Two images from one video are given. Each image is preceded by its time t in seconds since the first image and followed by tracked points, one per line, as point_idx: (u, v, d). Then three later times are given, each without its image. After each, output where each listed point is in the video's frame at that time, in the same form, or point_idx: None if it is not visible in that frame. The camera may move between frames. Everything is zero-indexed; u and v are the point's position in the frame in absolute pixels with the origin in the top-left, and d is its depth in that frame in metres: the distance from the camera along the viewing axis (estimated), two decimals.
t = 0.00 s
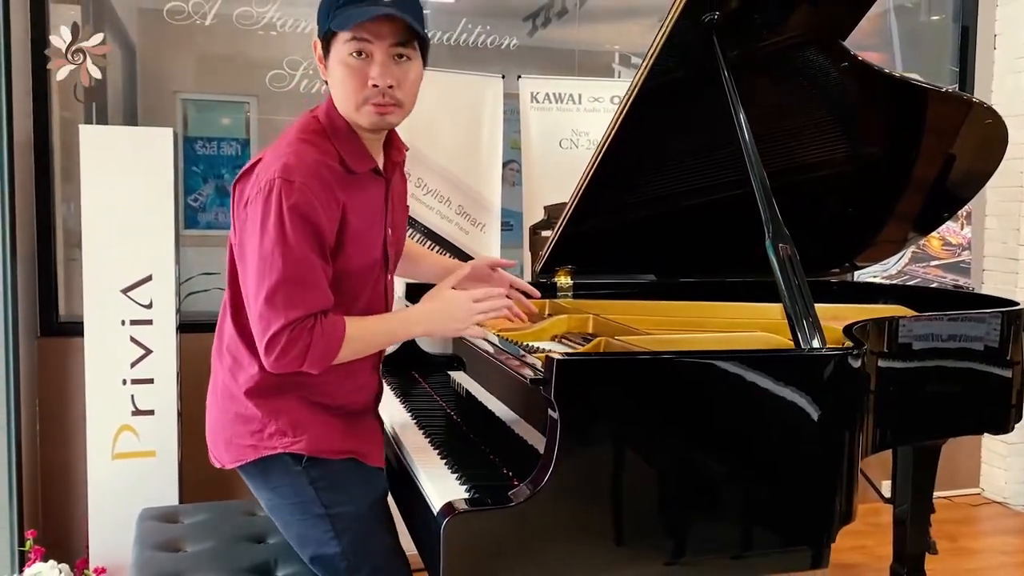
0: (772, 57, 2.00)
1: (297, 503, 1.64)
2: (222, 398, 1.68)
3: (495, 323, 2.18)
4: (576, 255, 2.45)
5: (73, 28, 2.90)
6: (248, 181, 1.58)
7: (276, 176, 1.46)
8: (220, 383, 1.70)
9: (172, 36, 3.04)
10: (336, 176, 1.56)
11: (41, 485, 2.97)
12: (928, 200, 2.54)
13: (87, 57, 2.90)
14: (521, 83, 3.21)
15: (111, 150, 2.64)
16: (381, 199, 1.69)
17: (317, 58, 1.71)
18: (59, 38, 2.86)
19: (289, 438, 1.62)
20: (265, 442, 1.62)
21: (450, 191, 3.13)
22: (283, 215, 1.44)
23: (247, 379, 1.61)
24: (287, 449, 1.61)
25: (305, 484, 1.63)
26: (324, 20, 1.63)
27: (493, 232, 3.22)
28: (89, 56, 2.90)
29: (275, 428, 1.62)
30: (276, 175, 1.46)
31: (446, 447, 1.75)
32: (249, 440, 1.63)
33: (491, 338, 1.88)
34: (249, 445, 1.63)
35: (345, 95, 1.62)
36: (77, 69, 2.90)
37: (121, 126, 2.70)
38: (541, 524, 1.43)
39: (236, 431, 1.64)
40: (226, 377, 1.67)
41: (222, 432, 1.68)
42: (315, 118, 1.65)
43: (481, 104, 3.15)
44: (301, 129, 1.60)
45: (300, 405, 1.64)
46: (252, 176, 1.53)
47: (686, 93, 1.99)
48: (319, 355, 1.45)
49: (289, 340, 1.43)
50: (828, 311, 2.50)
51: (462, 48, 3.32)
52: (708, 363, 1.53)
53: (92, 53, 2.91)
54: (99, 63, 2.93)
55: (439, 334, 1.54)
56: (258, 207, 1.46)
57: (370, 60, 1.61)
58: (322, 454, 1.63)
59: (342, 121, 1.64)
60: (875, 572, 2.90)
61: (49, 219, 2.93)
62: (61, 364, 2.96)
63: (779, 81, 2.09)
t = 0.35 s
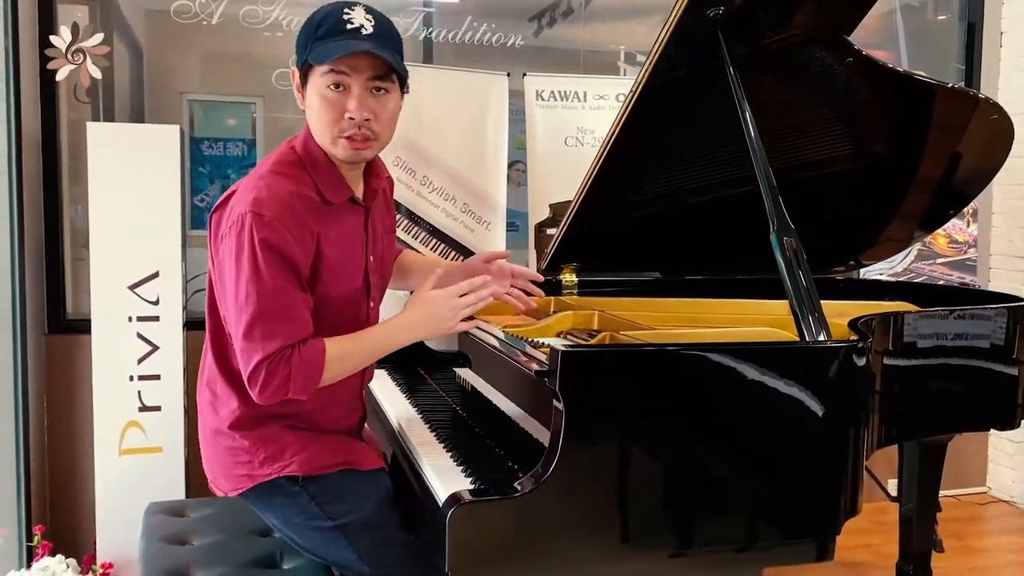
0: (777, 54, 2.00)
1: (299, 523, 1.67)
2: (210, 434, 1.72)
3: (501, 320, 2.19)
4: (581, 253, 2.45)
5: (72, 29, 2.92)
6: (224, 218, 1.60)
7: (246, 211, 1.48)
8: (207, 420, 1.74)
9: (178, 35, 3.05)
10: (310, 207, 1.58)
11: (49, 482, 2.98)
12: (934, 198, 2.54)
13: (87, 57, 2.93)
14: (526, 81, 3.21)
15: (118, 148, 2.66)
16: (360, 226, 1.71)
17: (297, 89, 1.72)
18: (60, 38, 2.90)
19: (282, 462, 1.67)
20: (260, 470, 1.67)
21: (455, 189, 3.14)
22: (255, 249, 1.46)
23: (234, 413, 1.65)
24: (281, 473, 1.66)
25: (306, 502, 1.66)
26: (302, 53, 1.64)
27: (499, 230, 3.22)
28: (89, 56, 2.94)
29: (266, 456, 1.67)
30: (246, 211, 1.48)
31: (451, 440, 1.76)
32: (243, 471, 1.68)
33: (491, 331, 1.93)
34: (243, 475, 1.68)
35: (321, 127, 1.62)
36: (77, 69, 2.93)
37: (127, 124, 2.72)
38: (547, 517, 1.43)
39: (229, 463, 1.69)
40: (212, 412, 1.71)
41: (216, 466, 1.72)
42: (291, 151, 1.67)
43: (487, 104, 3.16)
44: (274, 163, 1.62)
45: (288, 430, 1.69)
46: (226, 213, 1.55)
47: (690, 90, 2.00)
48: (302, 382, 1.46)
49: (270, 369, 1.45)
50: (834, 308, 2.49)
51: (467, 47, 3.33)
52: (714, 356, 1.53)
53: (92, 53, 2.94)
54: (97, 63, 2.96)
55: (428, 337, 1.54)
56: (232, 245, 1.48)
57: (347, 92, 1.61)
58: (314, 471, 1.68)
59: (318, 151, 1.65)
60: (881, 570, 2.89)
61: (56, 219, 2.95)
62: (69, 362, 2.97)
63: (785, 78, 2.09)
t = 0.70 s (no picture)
0: (783, 49, 1.99)
1: (298, 561, 1.66)
2: (189, 505, 1.69)
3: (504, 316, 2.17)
4: (586, 249, 2.45)
5: (73, 28, 2.92)
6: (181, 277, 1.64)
7: (198, 274, 1.51)
8: (184, 493, 1.71)
9: (183, 32, 3.06)
10: (262, 265, 1.61)
11: (55, 477, 2.99)
12: (941, 194, 2.53)
13: (87, 58, 2.94)
14: (532, 77, 3.21)
15: (125, 145, 2.68)
16: (315, 277, 1.74)
17: (247, 143, 1.78)
18: (60, 39, 2.90)
19: (268, 511, 1.65)
20: (247, 524, 1.65)
21: (460, 185, 3.15)
22: (210, 309, 1.49)
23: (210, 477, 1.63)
24: (270, 521, 1.65)
25: (303, 538, 1.66)
26: (254, 106, 1.71)
27: (504, 227, 3.21)
28: (89, 56, 2.95)
29: (251, 510, 1.64)
30: (199, 274, 1.51)
31: (457, 436, 1.76)
32: (232, 530, 1.65)
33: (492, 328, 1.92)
34: (233, 533, 1.65)
35: (276, 180, 1.69)
36: (77, 69, 2.94)
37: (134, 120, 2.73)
38: (551, 510, 1.43)
39: (215, 525, 1.66)
40: (188, 482, 1.68)
41: (202, 533, 1.69)
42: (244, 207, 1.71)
43: (491, 101, 3.15)
44: (226, 221, 1.65)
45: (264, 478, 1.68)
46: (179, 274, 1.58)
47: (695, 87, 1.99)
48: (267, 431, 1.49)
49: (234, 422, 1.49)
50: (840, 304, 2.49)
51: (473, 43, 3.33)
52: (721, 350, 1.53)
53: (92, 53, 2.95)
54: (98, 63, 2.96)
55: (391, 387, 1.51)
56: (184, 309, 1.52)
57: (301, 143, 1.69)
58: (300, 511, 1.67)
59: (270, 207, 1.69)
60: (887, 567, 2.88)
61: (62, 216, 2.94)
62: (75, 357, 2.98)
63: (791, 73, 2.08)
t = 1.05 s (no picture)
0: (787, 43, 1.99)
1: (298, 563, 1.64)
2: (180, 527, 1.66)
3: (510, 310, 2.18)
4: (591, 243, 2.45)
5: (72, 29, 2.92)
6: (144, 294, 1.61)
7: (156, 292, 1.48)
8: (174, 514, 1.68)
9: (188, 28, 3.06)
10: (222, 278, 1.58)
11: (61, 471, 3.00)
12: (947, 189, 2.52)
13: (87, 58, 2.94)
14: (536, 71, 3.21)
15: (131, 140, 2.69)
16: (280, 289, 1.70)
17: (205, 158, 1.74)
18: (60, 39, 2.90)
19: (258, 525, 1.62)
20: (239, 540, 1.61)
21: (465, 180, 3.15)
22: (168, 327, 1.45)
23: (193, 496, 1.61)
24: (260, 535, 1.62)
25: (298, 544, 1.63)
26: (211, 119, 1.67)
27: (508, 222, 3.20)
28: (89, 56, 2.95)
29: (241, 526, 1.61)
30: (155, 290, 1.47)
31: (463, 428, 1.78)
32: (225, 548, 1.61)
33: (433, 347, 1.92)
34: (227, 551, 1.61)
35: (238, 192, 1.65)
36: (77, 69, 2.93)
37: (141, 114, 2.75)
38: (555, 504, 1.43)
39: (206, 544, 1.62)
40: (174, 504, 1.66)
41: (199, 554, 1.66)
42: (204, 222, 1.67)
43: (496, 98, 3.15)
44: (186, 237, 1.62)
45: (250, 492, 1.65)
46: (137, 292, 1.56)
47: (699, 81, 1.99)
48: (236, 449, 1.45)
49: (200, 442, 1.45)
50: (845, 299, 2.48)
51: (478, 38, 3.34)
52: (727, 345, 1.52)
53: (92, 53, 2.95)
54: (98, 63, 2.96)
55: (353, 421, 1.47)
56: (141, 327, 1.49)
57: (263, 153, 1.66)
58: (292, 520, 1.63)
59: (231, 221, 1.65)
60: (891, 563, 2.88)
61: (67, 212, 2.94)
62: (82, 351, 2.99)
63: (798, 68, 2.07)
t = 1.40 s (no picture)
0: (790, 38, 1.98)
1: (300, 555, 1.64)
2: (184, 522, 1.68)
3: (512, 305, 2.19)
4: (592, 238, 2.45)
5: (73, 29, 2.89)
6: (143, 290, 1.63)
7: (148, 287, 1.49)
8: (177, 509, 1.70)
9: (190, 25, 3.06)
10: (215, 272, 1.59)
11: (63, 465, 3.01)
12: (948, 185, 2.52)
13: (87, 58, 2.93)
14: (538, 67, 3.21)
15: (133, 136, 2.70)
16: (276, 281, 1.71)
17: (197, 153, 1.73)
18: (60, 39, 2.88)
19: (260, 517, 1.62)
20: (241, 533, 1.62)
21: (466, 176, 3.15)
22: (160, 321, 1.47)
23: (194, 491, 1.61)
24: (262, 527, 1.62)
25: (301, 535, 1.64)
26: (202, 116, 1.66)
27: (510, 218, 3.20)
28: (89, 56, 2.94)
29: (243, 518, 1.62)
30: (148, 286, 1.49)
31: (463, 421, 1.77)
32: (227, 540, 1.62)
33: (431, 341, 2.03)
34: (229, 543, 1.62)
35: (231, 188, 1.65)
36: (78, 70, 2.93)
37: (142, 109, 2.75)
38: (555, 498, 1.43)
39: (209, 536, 1.63)
40: (176, 499, 1.67)
41: (203, 547, 1.67)
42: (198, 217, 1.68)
43: (497, 94, 3.15)
44: (180, 233, 1.64)
45: (251, 484, 1.66)
46: (133, 288, 1.57)
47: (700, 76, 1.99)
48: (227, 443, 1.45)
49: (190, 435, 1.45)
50: (846, 294, 2.48)
51: (480, 34, 3.34)
52: (727, 340, 1.53)
53: (92, 53, 2.94)
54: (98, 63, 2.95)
55: (335, 410, 1.45)
56: (135, 323, 1.51)
57: (256, 149, 1.66)
58: (294, 512, 1.64)
59: (224, 215, 1.65)
60: (891, 558, 2.89)
61: (69, 207, 2.95)
62: (84, 346, 3.00)
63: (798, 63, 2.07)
